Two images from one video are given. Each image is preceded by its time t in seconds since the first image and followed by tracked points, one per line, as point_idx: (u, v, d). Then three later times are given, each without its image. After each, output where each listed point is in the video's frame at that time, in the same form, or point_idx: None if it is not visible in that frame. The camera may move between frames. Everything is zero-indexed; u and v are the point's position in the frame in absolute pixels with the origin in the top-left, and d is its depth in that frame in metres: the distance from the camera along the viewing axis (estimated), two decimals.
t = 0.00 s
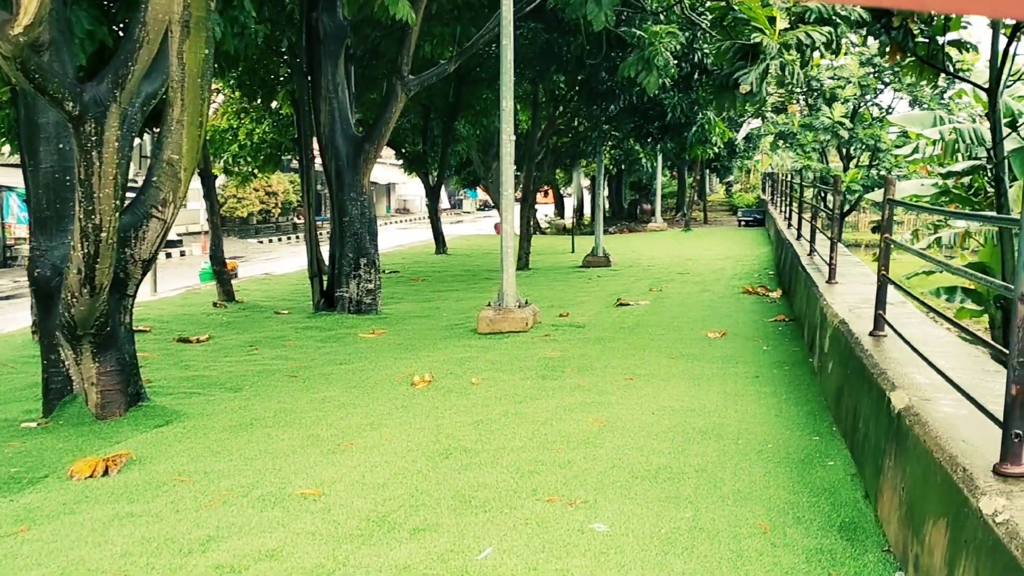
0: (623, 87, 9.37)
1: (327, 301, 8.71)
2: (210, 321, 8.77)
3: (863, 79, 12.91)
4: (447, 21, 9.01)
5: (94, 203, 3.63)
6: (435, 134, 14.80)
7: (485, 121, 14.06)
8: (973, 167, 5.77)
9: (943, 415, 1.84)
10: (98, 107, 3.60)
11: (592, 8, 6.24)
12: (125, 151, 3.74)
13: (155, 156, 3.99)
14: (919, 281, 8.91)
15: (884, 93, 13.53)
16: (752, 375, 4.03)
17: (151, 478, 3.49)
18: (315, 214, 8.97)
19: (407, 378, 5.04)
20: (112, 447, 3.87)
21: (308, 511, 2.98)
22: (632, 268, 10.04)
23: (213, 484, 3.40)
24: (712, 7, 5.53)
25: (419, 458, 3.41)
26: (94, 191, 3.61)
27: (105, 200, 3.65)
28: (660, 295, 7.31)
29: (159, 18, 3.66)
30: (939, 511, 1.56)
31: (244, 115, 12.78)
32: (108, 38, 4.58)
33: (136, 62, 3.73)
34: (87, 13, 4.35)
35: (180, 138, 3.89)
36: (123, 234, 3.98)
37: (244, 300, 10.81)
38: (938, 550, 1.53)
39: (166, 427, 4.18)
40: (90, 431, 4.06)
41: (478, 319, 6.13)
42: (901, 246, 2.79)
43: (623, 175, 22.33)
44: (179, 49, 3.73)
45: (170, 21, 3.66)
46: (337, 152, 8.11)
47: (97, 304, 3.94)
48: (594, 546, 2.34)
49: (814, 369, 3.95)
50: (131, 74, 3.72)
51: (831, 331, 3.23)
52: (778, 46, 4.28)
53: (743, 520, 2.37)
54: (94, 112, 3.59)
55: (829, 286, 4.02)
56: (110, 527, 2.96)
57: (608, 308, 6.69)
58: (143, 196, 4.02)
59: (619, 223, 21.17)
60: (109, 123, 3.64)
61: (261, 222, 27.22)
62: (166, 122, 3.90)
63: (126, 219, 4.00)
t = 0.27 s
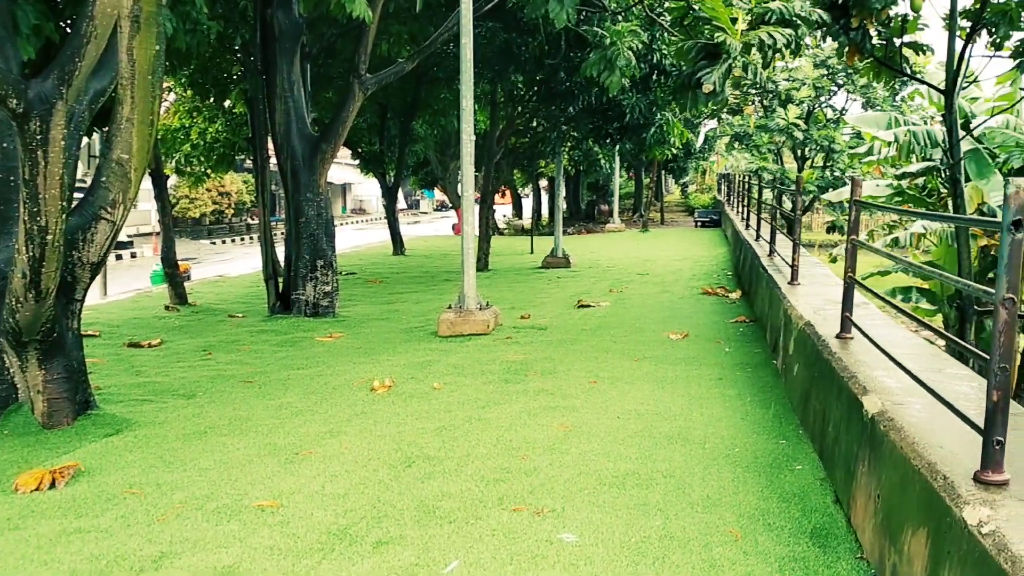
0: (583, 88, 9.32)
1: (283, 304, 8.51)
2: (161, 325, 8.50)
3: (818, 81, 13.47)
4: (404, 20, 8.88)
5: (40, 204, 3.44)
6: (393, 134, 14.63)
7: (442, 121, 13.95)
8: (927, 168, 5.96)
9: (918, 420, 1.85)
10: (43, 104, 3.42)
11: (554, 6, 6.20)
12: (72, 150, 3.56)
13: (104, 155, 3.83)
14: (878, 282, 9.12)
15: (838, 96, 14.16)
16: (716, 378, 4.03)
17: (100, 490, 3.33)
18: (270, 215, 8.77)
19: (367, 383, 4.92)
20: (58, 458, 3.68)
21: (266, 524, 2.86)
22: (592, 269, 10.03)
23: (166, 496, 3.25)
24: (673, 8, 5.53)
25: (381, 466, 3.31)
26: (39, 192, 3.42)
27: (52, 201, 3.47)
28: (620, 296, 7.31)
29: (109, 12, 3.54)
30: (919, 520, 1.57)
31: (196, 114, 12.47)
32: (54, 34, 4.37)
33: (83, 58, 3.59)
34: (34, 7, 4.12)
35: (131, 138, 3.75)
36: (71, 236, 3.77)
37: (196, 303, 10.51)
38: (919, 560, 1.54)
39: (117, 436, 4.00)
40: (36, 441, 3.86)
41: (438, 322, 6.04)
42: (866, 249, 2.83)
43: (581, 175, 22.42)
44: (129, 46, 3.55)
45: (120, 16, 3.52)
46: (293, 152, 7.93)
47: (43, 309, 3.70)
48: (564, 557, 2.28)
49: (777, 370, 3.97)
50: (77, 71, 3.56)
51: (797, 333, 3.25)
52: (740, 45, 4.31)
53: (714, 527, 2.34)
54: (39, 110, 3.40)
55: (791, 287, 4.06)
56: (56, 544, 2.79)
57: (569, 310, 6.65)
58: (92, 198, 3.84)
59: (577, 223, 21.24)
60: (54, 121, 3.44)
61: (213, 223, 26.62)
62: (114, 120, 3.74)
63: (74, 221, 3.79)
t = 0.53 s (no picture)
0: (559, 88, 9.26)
1: (256, 306, 8.38)
2: (131, 328, 8.32)
3: (791, 82, 13.73)
4: (379, 19, 8.78)
5: (4, 204, 3.30)
6: (368, 134, 14.51)
7: (418, 121, 13.85)
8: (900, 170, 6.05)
9: (903, 422, 1.86)
10: (7, 101, 3.35)
11: (530, 5, 6.17)
12: (36, 148, 3.47)
13: (71, 155, 3.70)
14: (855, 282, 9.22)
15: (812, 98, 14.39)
16: (696, 379, 4.01)
17: (67, 499, 3.22)
18: (243, 216, 8.63)
19: (341, 387, 4.83)
20: (24, 466, 3.56)
21: (238, 533, 2.77)
22: (569, 270, 10.00)
23: (135, 504, 3.15)
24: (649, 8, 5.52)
25: (356, 471, 3.23)
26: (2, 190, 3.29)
27: (17, 201, 3.33)
28: (598, 297, 7.29)
29: (76, 8, 3.50)
30: (908, 526, 1.59)
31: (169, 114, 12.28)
32: (22, 33, 4.28)
33: (50, 55, 3.50)
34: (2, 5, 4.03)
35: (99, 136, 3.67)
36: (37, 238, 3.59)
37: (168, 306, 10.31)
38: (909, 566, 1.56)
39: (85, 442, 3.89)
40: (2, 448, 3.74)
41: (415, 323, 5.96)
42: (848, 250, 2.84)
43: (557, 176, 22.43)
44: (97, 43, 3.56)
45: (86, 11, 3.52)
46: (267, 152, 7.80)
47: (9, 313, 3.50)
48: (544, 565, 2.23)
49: (757, 371, 3.96)
50: (43, 68, 3.49)
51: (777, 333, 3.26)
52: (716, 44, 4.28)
53: (696, 532, 2.31)
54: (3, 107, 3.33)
55: (770, 287, 4.07)
56: (21, 555, 2.69)
57: (546, 311, 6.61)
58: (60, 197, 3.67)
59: (553, 224, 21.24)
60: (19, 118, 3.38)
61: (186, 224, 26.24)
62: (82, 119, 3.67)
63: (40, 222, 3.62)
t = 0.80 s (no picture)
0: (534, 86, 9.16)
1: (225, 308, 8.18)
2: (95, 331, 8.08)
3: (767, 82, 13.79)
4: (351, 16, 8.63)
5: None
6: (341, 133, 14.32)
7: (392, 120, 13.69)
8: (876, 170, 6.08)
9: (890, 429, 1.78)
10: None
11: (505, 2, 6.07)
12: None
13: (24, 153, 3.47)
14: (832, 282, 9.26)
15: (787, 98, 14.52)
16: (673, 382, 3.93)
17: (18, 513, 3.06)
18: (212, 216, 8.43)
19: (311, 392, 4.69)
20: None
21: (198, 548, 2.63)
22: (545, 270, 9.92)
23: (91, 518, 3.00)
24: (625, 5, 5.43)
25: (324, 481, 3.10)
26: None
27: None
28: (574, 298, 7.21)
29: None
30: (898, 539, 1.50)
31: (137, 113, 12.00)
32: None
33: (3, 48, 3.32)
34: None
35: (57, 134, 3.47)
36: None
37: (135, 308, 10.06)
38: None
39: (41, 452, 3.72)
40: None
41: (387, 326, 5.83)
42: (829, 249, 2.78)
43: (533, 176, 22.36)
44: (54, 36, 3.41)
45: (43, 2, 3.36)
46: (235, 151, 7.62)
47: None
48: None
49: (736, 374, 3.89)
50: None
51: (757, 335, 3.20)
52: (692, 44, 4.15)
53: (676, 543, 2.23)
54: None
55: (749, 288, 4.01)
56: None
57: (522, 312, 6.51)
58: (14, 197, 3.43)
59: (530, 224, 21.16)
60: None
61: (157, 225, 25.78)
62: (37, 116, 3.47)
63: None
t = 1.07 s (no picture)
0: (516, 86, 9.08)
1: (201, 312, 8.03)
2: (68, 337, 7.89)
3: (749, 83, 13.81)
4: (330, 16, 8.50)
5: None
6: (321, 134, 14.17)
7: (373, 121, 13.56)
8: (858, 171, 6.11)
9: (881, 441, 1.72)
10: None
11: (485, 1, 5.98)
12: None
13: None
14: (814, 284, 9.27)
15: (770, 99, 14.58)
16: (656, 387, 3.87)
17: None
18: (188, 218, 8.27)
19: (287, 399, 4.57)
20: None
21: (163, 566, 2.52)
22: (527, 272, 9.84)
23: (53, 533, 2.87)
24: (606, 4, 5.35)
25: (297, 492, 2.99)
26: None
27: None
28: (557, 300, 7.14)
29: None
30: (891, 558, 1.43)
31: (113, 114, 11.78)
32: None
33: None
34: None
35: (22, 135, 3.31)
36: None
37: (110, 312, 9.86)
38: None
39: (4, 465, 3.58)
40: None
41: (366, 330, 5.73)
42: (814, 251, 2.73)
43: (516, 177, 22.29)
44: (19, 34, 3.27)
45: None
46: (211, 152, 7.47)
47: None
48: None
49: (719, 378, 3.84)
50: None
51: (741, 339, 3.14)
52: (671, 46, 3.97)
53: (659, 557, 2.15)
54: None
55: (732, 291, 3.97)
56: None
57: (504, 316, 6.43)
58: None
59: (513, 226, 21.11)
60: None
61: (136, 227, 25.44)
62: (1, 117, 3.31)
63: None
